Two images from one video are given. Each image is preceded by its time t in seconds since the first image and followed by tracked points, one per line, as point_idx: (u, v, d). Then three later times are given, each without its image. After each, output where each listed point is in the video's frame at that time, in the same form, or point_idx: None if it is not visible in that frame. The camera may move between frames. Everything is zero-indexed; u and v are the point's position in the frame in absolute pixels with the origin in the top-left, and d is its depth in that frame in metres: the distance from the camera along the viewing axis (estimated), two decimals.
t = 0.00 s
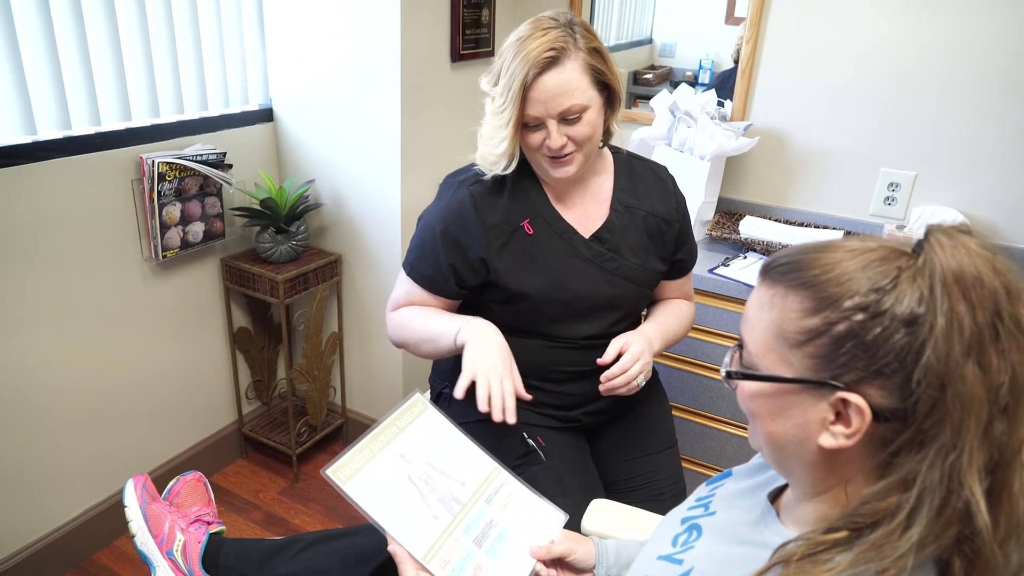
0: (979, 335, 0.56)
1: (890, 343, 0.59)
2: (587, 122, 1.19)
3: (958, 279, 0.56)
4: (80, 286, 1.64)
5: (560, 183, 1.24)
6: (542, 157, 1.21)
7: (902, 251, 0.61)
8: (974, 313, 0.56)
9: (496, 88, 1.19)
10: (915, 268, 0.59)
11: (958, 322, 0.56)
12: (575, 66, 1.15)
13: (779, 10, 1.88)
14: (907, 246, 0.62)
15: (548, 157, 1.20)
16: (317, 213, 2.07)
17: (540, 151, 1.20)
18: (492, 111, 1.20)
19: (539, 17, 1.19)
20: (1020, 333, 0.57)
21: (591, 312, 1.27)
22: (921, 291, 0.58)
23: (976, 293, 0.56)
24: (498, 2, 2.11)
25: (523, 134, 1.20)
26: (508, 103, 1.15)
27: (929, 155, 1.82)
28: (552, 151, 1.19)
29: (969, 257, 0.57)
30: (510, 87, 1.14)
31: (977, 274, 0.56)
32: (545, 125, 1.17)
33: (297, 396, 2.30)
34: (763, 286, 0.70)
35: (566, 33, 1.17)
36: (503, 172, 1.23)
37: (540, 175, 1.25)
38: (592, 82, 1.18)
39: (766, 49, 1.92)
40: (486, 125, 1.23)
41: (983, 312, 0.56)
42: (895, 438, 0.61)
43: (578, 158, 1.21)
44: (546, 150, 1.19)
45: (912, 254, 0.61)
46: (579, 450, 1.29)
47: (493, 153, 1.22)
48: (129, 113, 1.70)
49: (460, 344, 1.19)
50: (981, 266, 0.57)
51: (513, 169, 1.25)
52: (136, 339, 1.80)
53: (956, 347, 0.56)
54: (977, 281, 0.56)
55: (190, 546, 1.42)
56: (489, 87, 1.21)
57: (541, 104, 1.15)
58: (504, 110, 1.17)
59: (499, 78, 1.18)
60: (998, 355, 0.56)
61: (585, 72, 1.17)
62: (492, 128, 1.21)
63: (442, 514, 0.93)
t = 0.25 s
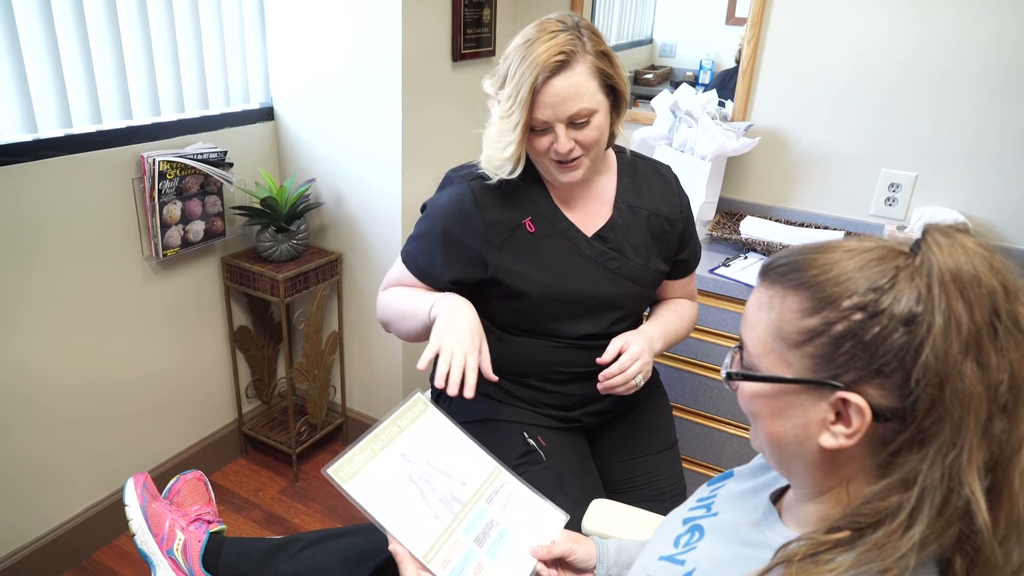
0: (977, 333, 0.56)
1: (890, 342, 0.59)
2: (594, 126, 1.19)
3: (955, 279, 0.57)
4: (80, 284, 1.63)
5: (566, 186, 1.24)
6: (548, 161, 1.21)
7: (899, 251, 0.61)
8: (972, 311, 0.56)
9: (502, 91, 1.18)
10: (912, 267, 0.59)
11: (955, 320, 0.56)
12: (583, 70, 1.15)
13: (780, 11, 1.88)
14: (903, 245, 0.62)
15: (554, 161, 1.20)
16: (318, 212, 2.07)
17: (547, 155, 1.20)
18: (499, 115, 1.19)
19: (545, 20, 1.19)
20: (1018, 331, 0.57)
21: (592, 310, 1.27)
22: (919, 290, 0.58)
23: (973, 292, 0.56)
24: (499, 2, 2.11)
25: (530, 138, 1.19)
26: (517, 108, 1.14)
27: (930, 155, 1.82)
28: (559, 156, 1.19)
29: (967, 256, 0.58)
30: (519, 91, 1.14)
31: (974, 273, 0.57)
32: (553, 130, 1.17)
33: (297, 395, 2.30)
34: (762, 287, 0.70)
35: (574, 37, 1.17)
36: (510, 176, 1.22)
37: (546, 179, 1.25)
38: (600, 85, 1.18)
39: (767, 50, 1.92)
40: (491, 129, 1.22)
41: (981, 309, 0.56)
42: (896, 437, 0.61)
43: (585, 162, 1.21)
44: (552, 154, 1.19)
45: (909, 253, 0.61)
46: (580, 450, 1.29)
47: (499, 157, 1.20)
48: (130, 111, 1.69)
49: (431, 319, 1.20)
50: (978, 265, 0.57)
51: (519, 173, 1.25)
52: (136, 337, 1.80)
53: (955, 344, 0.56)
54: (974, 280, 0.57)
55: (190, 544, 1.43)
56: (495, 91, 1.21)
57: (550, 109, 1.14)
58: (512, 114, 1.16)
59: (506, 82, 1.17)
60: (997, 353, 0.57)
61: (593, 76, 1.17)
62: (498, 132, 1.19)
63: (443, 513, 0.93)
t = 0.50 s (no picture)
0: (976, 331, 0.56)
1: (889, 341, 0.59)
2: (594, 121, 1.19)
3: (954, 278, 0.57)
4: (81, 283, 1.64)
5: (566, 183, 1.24)
6: (549, 156, 1.20)
7: (898, 251, 0.61)
8: (971, 309, 0.56)
9: (503, 87, 1.19)
10: (911, 266, 0.59)
11: (955, 319, 0.56)
12: (583, 63, 1.16)
13: (780, 11, 1.88)
14: (902, 245, 0.62)
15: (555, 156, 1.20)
16: (317, 212, 2.06)
17: (547, 149, 1.20)
18: (499, 109, 1.19)
19: (546, 17, 1.19)
20: (1016, 330, 0.58)
21: (594, 313, 1.27)
22: (917, 289, 0.58)
23: (972, 291, 0.56)
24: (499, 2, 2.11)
25: (530, 133, 1.19)
26: (517, 99, 1.15)
27: (929, 156, 1.82)
28: (559, 150, 1.19)
29: (966, 255, 0.58)
30: (519, 83, 1.14)
31: (972, 272, 0.57)
32: (553, 122, 1.16)
33: (297, 394, 2.30)
34: (761, 287, 0.70)
35: (574, 31, 1.17)
36: (513, 174, 1.21)
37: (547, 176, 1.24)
38: (600, 80, 1.18)
39: (766, 50, 1.92)
40: (493, 127, 1.21)
41: (980, 308, 0.56)
42: (895, 436, 0.61)
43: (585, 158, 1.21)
44: (553, 149, 1.19)
45: (908, 253, 0.61)
46: (580, 450, 1.29)
47: (503, 155, 1.19)
48: (129, 110, 1.69)
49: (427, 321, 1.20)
50: (976, 264, 0.57)
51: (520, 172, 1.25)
52: (135, 336, 1.80)
53: (954, 342, 0.57)
54: (972, 279, 0.57)
55: (189, 544, 1.43)
56: (495, 87, 1.21)
57: (549, 100, 1.14)
58: (512, 107, 1.16)
59: (507, 77, 1.18)
60: (995, 351, 0.57)
61: (593, 70, 1.17)
62: (499, 128, 1.19)
63: (443, 514, 0.93)
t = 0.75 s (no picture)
0: (971, 328, 0.57)
1: (885, 338, 0.59)
2: (591, 122, 1.19)
3: (948, 275, 0.57)
4: (80, 283, 1.64)
5: (563, 182, 1.25)
6: (545, 157, 1.21)
7: (892, 248, 0.61)
8: (965, 306, 0.57)
9: (500, 87, 1.18)
10: (906, 264, 0.60)
11: (949, 315, 0.57)
12: (580, 65, 1.15)
13: (778, 10, 1.88)
14: (895, 243, 0.62)
15: (552, 157, 1.20)
16: (316, 211, 2.06)
17: (544, 151, 1.20)
18: (496, 110, 1.19)
19: (543, 16, 1.19)
20: (1010, 326, 0.58)
21: (593, 312, 1.27)
22: (912, 286, 0.58)
23: (966, 288, 0.57)
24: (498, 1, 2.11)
25: (527, 134, 1.19)
26: (514, 102, 1.14)
27: (928, 155, 1.82)
28: (556, 152, 1.19)
29: (959, 252, 0.58)
30: (517, 86, 1.14)
31: (966, 269, 0.57)
32: (551, 125, 1.17)
33: (296, 394, 2.30)
34: (757, 286, 0.70)
35: (571, 33, 1.17)
36: (507, 174, 1.21)
37: (543, 176, 1.25)
38: (597, 81, 1.18)
39: (765, 49, 1.92)
40: (489, 126, 1.21)
41: (973, 305, 0.57)
42: (891, 433, 0.61)
43: (582, 159, 1.21)
44: (550, 151, 1.19)
45: (902, 251, 0.61)
46: (579, 449, 1.30)
47: (498, 154, 1.19)
48: (128, 109, 1.69)
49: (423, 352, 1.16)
50: (970, 260, 0.58)
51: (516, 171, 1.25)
52: (134, 336, 1.80)
53: (948, 339, 0.57)
54: (966, 275, 0.57)
55: (188, 543, 1.43)
56: (491, 87, 1.21)
57: (547, 103, 1.14)
58: (510, 110, 1.16)
59: (503, 78, 1.17)
60: (990, 347, 0.57)
61: (590, 72, 1.17)
62: (495, 129, 1.19)
63: (442, 513, 0.93)
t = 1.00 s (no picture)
0: (970, 326, 0.57)
1: (884, 337, 0.59)
2: (589, 119, 1.19)
3: (947, 273, 0.57)
4: (79, 283, 1.64)
5: (563, 181, 1.24)
6: (545, 157, 1.21)
7: (891, 247, 0.62)
8: (964, 304, 0.57)
9: (496, 90, 1.18)
10: (904, 262, 0.60)
11: (949, 314, 0.57)
12: (576, 63, 1.16)
13: (776, 9, 1.88)
14: (893, 241, 0.62)
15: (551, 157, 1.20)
16: (315, 211, 2.06)
17: (543, 151, 1.20)
18: (493, 113, 1.19)
19: (536, 16, 1.19)
20: (1009, 323, 0.58)
21: (593, 312, 1.27)
22: (911, 285, 0.58)
23: (965, 286, 0.57)
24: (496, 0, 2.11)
25: (526, 134, 1.19)
26: (512, 103, 1.14)
27: (927, 154, 1.82)
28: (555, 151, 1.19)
29: (958, 251, 0.58)
30: (513, 86, 1.14)
31: (965, 267, 0.57)
32: (549, 124, 1.17)
33: (295, 394, 2.29)
34: (755, 286, 0.70)
35: (565, 31, 1.17)
36: (508, 176, 1.21)
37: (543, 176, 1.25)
38: (593, 78, 1.18)
39: (763, 49, 1.92)
40: (487, 129, 1.21)
41: (973, 303, 0.57)
42: (891, 431, 0.61)
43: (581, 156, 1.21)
44: (549, 150, 1.19)
45: (900, 249, 0.61)
46: (579, 449, 1.30)
47: (498, 157, 1.19)
48: (126, 109, 1.69)
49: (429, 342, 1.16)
50: (968, 258, 0.58)
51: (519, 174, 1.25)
52: (132, 336, 1.79)
53: (948, 337, 0.57)
54: (965, 274, 0.57)
55: (188, 543, 1.43)
56: (488, 89, 1.21)
57: (545, 103, 1.14)
58: (508, 111, 1.16)
59: (500, 79, 1.17)
60: (989, 344, 0.57)
61: (586, 69, 1.17)
62: (493, 131, 1.19)
63: (441, 512, 0.93)
